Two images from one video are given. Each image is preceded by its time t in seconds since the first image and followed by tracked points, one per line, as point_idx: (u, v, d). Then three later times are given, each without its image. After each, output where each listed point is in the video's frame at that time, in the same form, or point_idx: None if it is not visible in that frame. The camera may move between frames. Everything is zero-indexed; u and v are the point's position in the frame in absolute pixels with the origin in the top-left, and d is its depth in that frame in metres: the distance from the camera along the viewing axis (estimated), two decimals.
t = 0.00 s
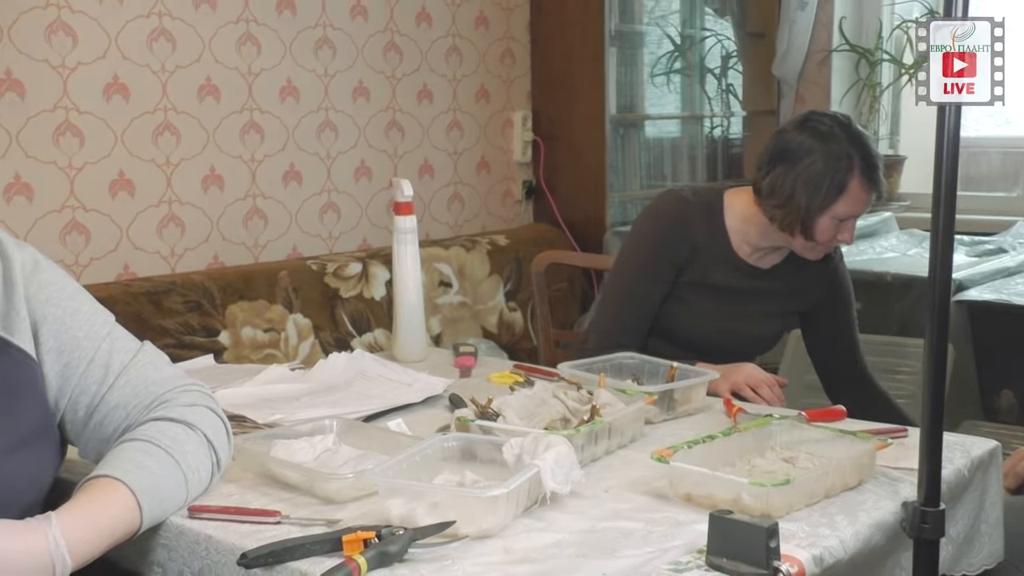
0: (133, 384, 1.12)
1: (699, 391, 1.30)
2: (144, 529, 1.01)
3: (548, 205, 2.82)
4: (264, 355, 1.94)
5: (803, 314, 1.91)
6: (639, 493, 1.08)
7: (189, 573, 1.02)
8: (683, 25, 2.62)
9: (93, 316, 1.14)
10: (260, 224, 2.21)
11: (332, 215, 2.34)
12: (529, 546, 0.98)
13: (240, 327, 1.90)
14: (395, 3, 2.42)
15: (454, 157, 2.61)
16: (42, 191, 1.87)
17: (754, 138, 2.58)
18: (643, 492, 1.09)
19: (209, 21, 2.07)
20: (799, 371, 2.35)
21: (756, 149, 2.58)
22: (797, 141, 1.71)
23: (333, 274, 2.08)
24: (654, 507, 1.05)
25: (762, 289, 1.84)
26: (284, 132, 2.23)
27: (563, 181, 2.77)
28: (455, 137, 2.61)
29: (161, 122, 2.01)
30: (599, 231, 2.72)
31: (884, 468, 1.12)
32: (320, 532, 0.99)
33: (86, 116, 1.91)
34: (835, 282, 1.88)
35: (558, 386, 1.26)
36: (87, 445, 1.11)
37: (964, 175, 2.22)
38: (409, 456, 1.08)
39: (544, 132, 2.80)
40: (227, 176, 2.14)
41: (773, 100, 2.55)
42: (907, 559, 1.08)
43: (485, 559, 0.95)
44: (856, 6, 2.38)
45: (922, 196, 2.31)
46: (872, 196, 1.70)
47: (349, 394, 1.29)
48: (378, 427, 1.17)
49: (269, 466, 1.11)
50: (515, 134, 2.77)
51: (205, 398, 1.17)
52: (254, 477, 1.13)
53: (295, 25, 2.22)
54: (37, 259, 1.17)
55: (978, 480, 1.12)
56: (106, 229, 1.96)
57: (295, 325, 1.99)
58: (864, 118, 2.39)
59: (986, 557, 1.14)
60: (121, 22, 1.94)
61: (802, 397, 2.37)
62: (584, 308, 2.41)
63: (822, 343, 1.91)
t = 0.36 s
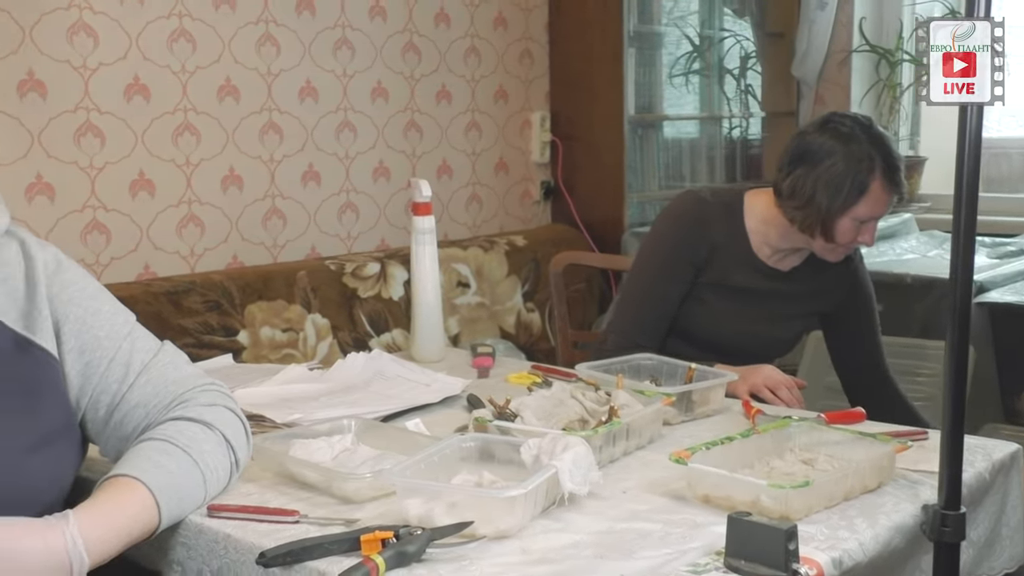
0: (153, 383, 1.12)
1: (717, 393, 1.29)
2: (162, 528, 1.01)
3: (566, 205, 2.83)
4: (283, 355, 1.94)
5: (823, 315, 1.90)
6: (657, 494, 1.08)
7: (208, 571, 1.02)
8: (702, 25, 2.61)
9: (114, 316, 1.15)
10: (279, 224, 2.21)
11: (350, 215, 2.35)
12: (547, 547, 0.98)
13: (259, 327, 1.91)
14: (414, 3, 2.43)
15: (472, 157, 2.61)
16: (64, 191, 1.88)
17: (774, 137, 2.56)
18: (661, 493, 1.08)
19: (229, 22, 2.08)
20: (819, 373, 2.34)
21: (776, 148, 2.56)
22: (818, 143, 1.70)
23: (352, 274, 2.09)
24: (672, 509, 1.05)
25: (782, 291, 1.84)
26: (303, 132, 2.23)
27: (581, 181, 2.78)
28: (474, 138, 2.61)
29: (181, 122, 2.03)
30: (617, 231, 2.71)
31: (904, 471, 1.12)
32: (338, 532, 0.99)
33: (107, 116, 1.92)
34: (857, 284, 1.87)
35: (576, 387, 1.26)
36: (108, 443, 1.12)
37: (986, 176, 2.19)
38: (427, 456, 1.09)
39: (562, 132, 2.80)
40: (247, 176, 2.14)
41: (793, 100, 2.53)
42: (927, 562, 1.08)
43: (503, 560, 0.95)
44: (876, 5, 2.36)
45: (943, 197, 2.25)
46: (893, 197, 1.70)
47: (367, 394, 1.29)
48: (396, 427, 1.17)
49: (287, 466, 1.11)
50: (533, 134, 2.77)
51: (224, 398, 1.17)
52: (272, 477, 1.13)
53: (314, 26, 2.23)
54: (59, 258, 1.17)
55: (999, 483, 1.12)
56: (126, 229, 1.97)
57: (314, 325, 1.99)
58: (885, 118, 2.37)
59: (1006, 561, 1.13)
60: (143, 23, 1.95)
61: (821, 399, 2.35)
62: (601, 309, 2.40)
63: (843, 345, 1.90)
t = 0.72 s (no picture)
0: (177, 382, 1.13)
1: (739, 395, 1.29)
2: (189, 525, 1.03)
3: (587, 205, 2.81)
4: (305, 354, 1.94)
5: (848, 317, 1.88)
6: (679, 496, 1.08)
7: (231, 570, 1.03)
8: (725, 26, 2.66)
9: (139, 315, 1.16)
10: (302, 224, 2.22)
11: (373, 215, 2.35)
12: (568, 548, 0.98)
13: (281, 326, 1.92)
14: (436, 4, 2.43)
15: (494, 158, 2.61)
16: (89, 191, 1.89)
17: (797, 138, 2.65)
18: (683, 495, 1.08)
19: (253, 23, 2.09)
20: (841, 375, 2.33)
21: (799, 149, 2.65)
22: (840, 142, 1.70)
23: (374, 275, 2.09)
24: (694, 511, 1.05)
25: (806, 292, 1.83)
26: (326, 133, 2.24)
27: (603, 182, 2.76)
28: (496, 139, 2.61)
29: (206, 123, 2.04)
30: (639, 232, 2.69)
31: (928, 475, 1.11)
32: (360, 531, 0.99)
33: (132, 116, 1.93)
34: (884, 287, 1.85)
35: (598, 388, 1.26)
36: (131, 442, 1.13)
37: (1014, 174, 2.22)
38: (449, 456, 1.09)
39: (584, 133, 2.79)
40: (270, 177, 2.15)
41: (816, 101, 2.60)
42: (951, 567, 1.07)
43: (525, 561, 0.95)
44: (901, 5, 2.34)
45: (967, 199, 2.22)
46: (917, 198, 1.69)
47: (389, 394, 1.30)
48: (418, 427, 1.18)
49: (310, 466, 1.12)
50: (556, 135, 2.76)
51: (247, 397, 1.18)
52: (295, 476, 1.14)
53: (338, 27, 2.23)
54: (86, 258, 1.18)
55: None
56: (151, 228, 1.98)
57: (336, 325, 2.00)
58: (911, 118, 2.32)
59: None
60: (168, 24, 1.96)
61: (843, 402, 2.34)
62: (623, 310, 2.40)
63: (869, 348, 1.87)
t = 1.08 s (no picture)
0: (205, 381, 1.14)
1: (765, 397, 1.29)
2: (217, 522, 1.04)
3: (612, 206, 2.81)
4: (330, 354, 1.95)
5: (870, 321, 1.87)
6: (704, 499, 1.08)
7: (257, 568, 1.03)
8: (751, 26, 2.68)
9: (167, 315, 1.17)
10: (328, 224, 2.23)
11: (398, 216, 2.36)
12: (593, 550, 0.98)
13: (307, 326, 1.92)
14: (463, 5, 2.43)
15: (519, 158, 2.61)
16: (117, 191, 1.91)
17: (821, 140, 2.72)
18: (708, 498, 1.08)
19: (280, 24, 2.10)
20: (866, 379, 2.32)
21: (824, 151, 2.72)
22: (861, 142, 1.70)
23: (399, 275, 2.10)
24: (719, 513, 1.04)
25: (830, 292, 1.82)
26: (352, 134, 2.25)
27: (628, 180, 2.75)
28: (521, 139, 2.61)
29: (233, 123, 2.05)
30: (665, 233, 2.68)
31: (957, 480, 1.10)
32: (385, 531, 1.00)
33: (160, 117, 1.95)
34: (905, 288, 1.84)
35: (623, 390, 1.26)
36: (159, 441, 1.14)
37: None
38: (474, 456, 1.09)
39: (609, 134, 2.79)
40: (296, 177, 2.16)
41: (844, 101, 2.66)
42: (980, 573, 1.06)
43: (549, 562, 0.95)
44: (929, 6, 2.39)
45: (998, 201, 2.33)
46: (939, 198, 1.68)
47: (414, 394, 1.30)
48: (443, 428, 1.18)
49: (335, 465, 1.12)
50: (581, 136, 2.76)
51: (274, 396, 1.19)
52: (320, 476, 1.14)
53: (364, 27, 2.24)
54: (115, 257, 1.18)
55: None
56: (178, 228, 1.99)
57: (361, 325, 2.01)
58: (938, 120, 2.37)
59: None
60: (196, 24, 1.98)
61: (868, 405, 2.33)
62: (647, 312, 2.40)
63: (894, 351, 1.86)
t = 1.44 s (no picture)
0: (235, 380, 1.15)
1: (795, 400, 1.28)
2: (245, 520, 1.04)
3: (641, 207, 2.79)
4: (358, 354, 1.96)
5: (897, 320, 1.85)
6: (732, 502, 1.07)
7: (285, 567, 1.04)
8: (782, 27, 2.71)
9: (198, 314, 1.18)
10: (356, 224, 2.24)
11: (426, 216, 2.36)
12: (621, 552, 0.97)
13: (335, 326, 1.93)
14: (492, 6, 2.44)
15: (548, 160, 2.61)
16: (149, 191, 1.92)
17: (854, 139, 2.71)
18: (737, 501, 1.07)
19: (311, 26, 2.11)
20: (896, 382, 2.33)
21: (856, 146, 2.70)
22: (885, 136, 1.70)
23: (427, 276, 2.11)
24: (747, 516, 1.04)
25: (857, 290, 1.80)
26: (382, 135, 2.26)
27: (655, 182, 2.74)
28: (550, 141, 2.61)
29: (263, 124, 2.06)
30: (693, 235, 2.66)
31: (990, 485, 1.09)
32: (413, 531, 1.00)
33: (192, 118, 1.96)
34: (930, 287, 1.83)
35: (652, 391, 1.26)
36: (189, 439, 1.15)
37: None
38: (502, 457, 1.09)
39: (639, 135, 2.77)
40: (326, 177, 2.17)
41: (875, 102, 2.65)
42: None
43: (577, 564, 0.95)
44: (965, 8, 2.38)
45: None
46: (962, 193, 1.68)
47: (442, 394, 1.30)
48: (471, 429, 1.18)
49: (363, 465, 1.12)
50: (610, 137, 2.75)
51: (303, 396, 1.19)
52: (348, 475, 1.15)
53: (393, 29, 2.25)
54: (147, 258, 1.19)
55: None
56: (209, 228, 2.01)
57: (389, 326, 2.01)
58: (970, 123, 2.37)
59: None
60: (227, 26, 1.99)
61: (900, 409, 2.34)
62: (676, 314, 2.39)
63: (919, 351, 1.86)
